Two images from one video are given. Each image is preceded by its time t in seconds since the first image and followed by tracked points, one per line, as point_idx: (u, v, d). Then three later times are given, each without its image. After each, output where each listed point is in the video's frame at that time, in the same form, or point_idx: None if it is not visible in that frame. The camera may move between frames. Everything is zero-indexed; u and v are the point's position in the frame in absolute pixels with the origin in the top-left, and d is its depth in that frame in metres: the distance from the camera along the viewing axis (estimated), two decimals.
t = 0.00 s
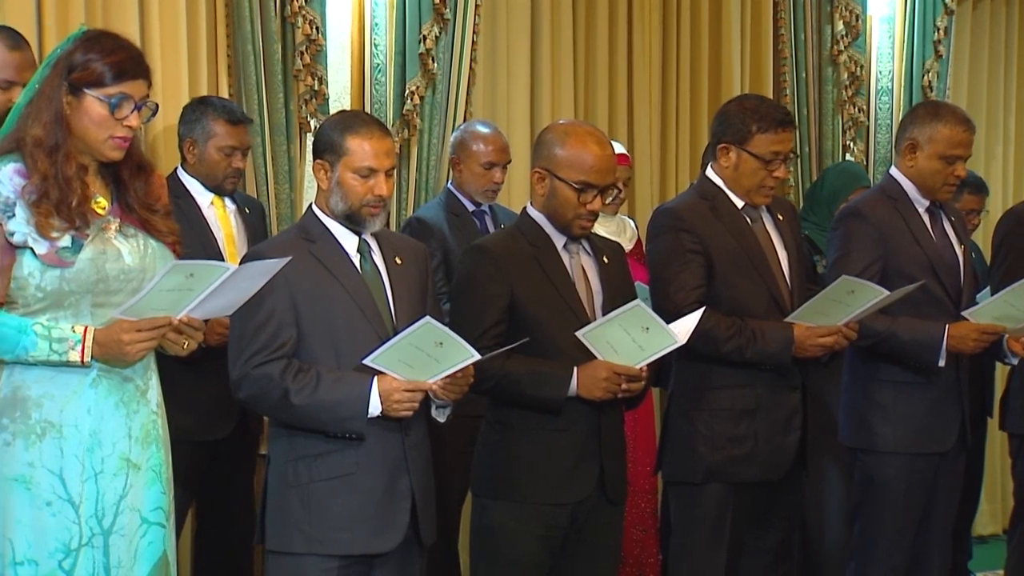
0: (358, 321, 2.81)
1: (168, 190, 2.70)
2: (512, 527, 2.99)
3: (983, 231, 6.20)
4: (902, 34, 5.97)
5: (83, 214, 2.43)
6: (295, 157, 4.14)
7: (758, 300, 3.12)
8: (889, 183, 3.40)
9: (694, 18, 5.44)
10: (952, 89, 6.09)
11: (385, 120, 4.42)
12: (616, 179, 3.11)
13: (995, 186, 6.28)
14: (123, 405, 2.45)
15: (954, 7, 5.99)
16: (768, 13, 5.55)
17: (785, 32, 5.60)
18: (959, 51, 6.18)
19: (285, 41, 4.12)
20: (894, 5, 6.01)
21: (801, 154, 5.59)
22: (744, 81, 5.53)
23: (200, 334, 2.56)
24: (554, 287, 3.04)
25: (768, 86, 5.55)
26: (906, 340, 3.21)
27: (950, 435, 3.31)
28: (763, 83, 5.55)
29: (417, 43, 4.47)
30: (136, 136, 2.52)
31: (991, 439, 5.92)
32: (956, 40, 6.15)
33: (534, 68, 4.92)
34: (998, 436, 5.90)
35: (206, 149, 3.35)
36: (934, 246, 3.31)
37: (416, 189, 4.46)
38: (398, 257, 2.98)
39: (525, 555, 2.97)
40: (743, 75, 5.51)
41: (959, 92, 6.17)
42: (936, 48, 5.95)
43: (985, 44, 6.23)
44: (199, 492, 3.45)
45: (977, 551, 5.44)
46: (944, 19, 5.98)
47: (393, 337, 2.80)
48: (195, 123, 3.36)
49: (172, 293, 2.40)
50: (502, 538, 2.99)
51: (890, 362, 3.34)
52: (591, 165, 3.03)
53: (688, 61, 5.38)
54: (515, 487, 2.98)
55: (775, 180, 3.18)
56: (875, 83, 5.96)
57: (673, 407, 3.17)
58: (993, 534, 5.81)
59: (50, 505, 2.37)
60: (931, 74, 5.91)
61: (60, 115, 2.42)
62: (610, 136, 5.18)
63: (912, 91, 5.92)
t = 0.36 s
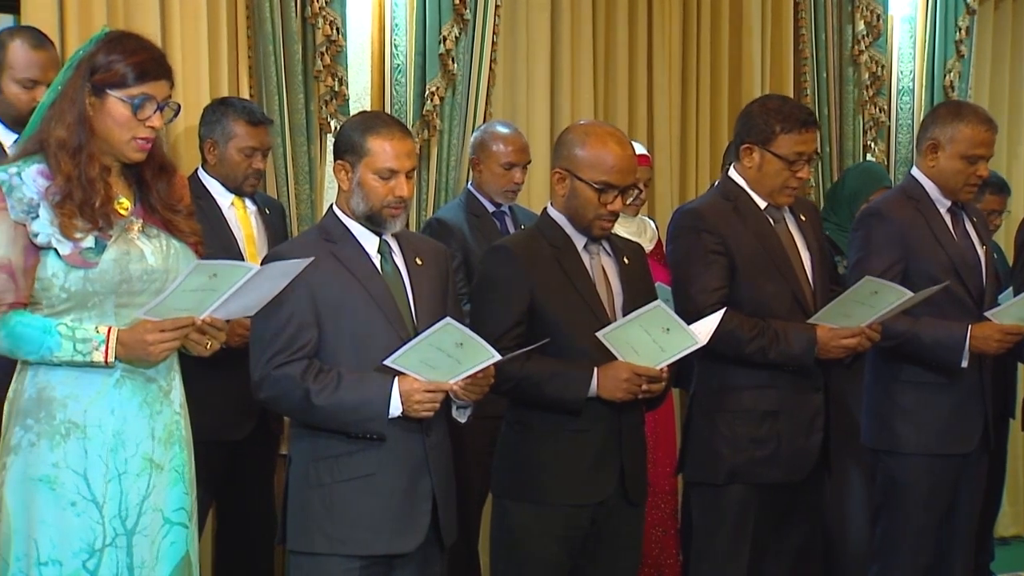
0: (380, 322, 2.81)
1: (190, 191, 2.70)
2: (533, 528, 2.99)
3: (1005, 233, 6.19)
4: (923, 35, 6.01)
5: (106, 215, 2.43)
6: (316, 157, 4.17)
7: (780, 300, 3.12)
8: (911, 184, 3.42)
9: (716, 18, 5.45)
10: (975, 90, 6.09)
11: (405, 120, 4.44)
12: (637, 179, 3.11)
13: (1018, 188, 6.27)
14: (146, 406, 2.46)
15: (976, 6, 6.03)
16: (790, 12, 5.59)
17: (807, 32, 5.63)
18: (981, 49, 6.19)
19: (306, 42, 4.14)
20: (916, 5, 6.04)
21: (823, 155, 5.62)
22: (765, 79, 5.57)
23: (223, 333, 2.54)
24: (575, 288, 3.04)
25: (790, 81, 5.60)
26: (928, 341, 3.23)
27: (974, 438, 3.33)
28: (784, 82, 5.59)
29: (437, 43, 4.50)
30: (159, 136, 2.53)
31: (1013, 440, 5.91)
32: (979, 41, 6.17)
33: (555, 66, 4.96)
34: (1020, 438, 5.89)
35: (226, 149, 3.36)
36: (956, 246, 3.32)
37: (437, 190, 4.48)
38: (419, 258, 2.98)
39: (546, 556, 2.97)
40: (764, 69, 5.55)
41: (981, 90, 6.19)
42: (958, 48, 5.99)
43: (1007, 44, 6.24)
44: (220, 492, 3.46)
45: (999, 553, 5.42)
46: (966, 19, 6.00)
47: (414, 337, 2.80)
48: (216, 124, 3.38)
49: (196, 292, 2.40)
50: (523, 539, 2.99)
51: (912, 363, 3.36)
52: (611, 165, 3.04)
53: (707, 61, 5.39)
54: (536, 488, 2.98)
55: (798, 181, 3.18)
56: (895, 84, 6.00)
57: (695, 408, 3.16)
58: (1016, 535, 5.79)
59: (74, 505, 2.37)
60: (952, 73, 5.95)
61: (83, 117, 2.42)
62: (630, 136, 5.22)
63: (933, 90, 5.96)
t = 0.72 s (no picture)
0: (399, 323, 2.81)
1: (213, 192, 2.71)
2: (553, 529, 2.98)
3: None
4: (944, 36, 6.06)
5: (129, 215, 2.44)
6: (335, 158, 4.21)
7: (801, 302, 3.11)
8: (932, 185, 3.42)
9: (734, 20, 5.51)
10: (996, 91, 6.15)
11: (424, 121, 4.45)
12: (655, 180, 3.11)
13: None
14: (169, 407, 2.46)
15: (996, 7, 6.10)
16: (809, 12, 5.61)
17: (825, 32, 5.68)
18: (1001, 51, 6.23)
19: (325, 43, 4.17)
20: (936, 5, 6.08)
21: (843, 157, 5.71)
22: (784, 82, 5.57)
23: (246, 335, 2.56)
24: (594, 289, 3.04)
25: (808, 81, 5.64)
26: (950, 342, 3.22)
27: (994, 439, 3.33)
28: (802, 81, 5.63)
29: (456, 44, 4.53)
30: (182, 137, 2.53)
31: None
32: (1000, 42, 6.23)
33: (575, 65, 4.99)
34: None
35: (246, 150, 3.38)
36: (977, 247, 3.33)
37: (456, 191, 4.49)
38: (437, 258, 2.98)
39: (565, 556, 2.97)
40: (783, 71, 5.56)
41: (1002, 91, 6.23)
42: (979, 48, 6.05)
43: None
44: (241, 491, 3.47)
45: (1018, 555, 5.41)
46: (987, 19, 6.07)
47: (434, 338, 2.80)
48: (235, 125, 3.40)
49: (219, 293, 2.40)
50: (542, 539, 2.99)
51: (932, 364, 3.35)
52: (630, 166, 3.03)
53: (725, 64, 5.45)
54: (556, 488, 2.98)
55: (820, 182, 3.17)
56: (916, 84, 6.04)
57: (716, 409, 3.16)
58: None
59: (98, 505, 2.38)
60: (974, 74, 6.01)
61: (107, 117, 2.43)
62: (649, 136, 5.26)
63: (953, 91, 6.02)
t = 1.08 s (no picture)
0: (416, 325, 2.81)
1: (234, 195, 2.72)
2: (570, 531, 2.98)
3: None
4: (961, 37, 6.04)
5: (149, 217, 2.44)
6: (351, 159, 4.19)
7: (821, 304, 3.12)
8: (950, 186, 3.43)
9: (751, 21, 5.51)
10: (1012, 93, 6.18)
11: (440, 122, 4.49)
12: (672, 182, 3.10)
13: None
14: (189, 409, 2.46)
15: (1014, 8, 6.10)
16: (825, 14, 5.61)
17: (842, 33, 5.67)
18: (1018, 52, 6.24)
19: (341, 46, 4.20)
20: (954, 6, 6.06)
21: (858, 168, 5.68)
22: (801, 85, 5.59)
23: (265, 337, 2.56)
24: (610, 291, 3.04)
25: (825, 83, 5.63)
26: (968, 344, 3.22)
27: (1012, 441, 3.32)
28: (819, 82, 5.63)
29: (473, 46, 4.55)
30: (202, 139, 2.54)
31: None
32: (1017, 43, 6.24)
33: (591, 67, 5.02)
34: None
35: (263, 152, 3.40)
36: (995, 249, 3.33)
37: (472, 193, 4.51)
38: (454, 260, 2.98)
39: (583, 558, 2.97)
40: (800, 75, 5.58)
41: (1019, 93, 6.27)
42: (996, 49, 6.06)
43: None
44: (258, 493, 3.47)
45: None
46: (1004, 20, 6.07)
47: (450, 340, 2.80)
48: (251, 126, 3.43)
49: (238, 295, 2.39)
50: (560, 541, 2.99)
51: (950, 366, 3.35)
52: (646, 167, 3.04)
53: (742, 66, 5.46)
54: (574, 490, 2.98)
55: (840, 184, 3.18)
56: (933, 85, 6.01)
57: (734, 411, 3.17)
58: None
59: (118, 507, 2.38)
60: (991, 75, 6.02)
61: (127, 119, 2.44)
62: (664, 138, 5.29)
63: (971, 93, 6.01)
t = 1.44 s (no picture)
0: (433, 328, 2.81)
1: (252, 197, 2.71)
2: (587, 534, 2.98)
3: None
4: (979, 39, 6.01)
5: (168, 220, 2.45)
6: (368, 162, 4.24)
7: (839, 307, 3.15)
8: (966, 189, 3.42)
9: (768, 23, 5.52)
10: None
11: (456, 125, 4.51)
12: (688, 184, 3.10)
13: None
14: (206, 411, 2.46)
15: None
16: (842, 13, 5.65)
17: (860, 36, 5.71)
18: None
19: (358, 49, 4.22)
20: (971, 8, 6.04)
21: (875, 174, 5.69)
22: (818, 87, 5.62)
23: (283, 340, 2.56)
24: (626, 293, 3.03)
25: (842, 84, 5.68)
26: (986, 347, 3.23)
27: None
28: (836, 84, 5.68)
29: (489, 49, 4.56)
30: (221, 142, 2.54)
31: None
32: None
33: (607, 69, 5.05)
34: None
35: (280, 155, 3.42)
36: (1012, 251, 3.32)
37: (488, 196, 4.55)
38: (470, 263, 2.97)
39: (600, 561, 2.97)
40: (817, 78, 5.60)
41: None
42: (1015, 51, 6.00)
43: None
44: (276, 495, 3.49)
45: None
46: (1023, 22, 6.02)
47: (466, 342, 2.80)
48: (269, 129, 3.45)
49: (256, 299, 2.39)
50: (577, 544, 2.99)
51: (967, 369, 3.34)
52: (662, 170, 3.03)
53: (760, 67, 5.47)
54: (590, 493, 2.98)
55: (859, 187, 3.20)
56: (951, 87, 6.00)
57: (752, 414, 3.18)
58: None
59: (136, 509, 2.38)
60: (1009, 77, 5.94)
61: (147, 122, 2.45)
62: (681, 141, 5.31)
63: (989, 95, 5.95)
